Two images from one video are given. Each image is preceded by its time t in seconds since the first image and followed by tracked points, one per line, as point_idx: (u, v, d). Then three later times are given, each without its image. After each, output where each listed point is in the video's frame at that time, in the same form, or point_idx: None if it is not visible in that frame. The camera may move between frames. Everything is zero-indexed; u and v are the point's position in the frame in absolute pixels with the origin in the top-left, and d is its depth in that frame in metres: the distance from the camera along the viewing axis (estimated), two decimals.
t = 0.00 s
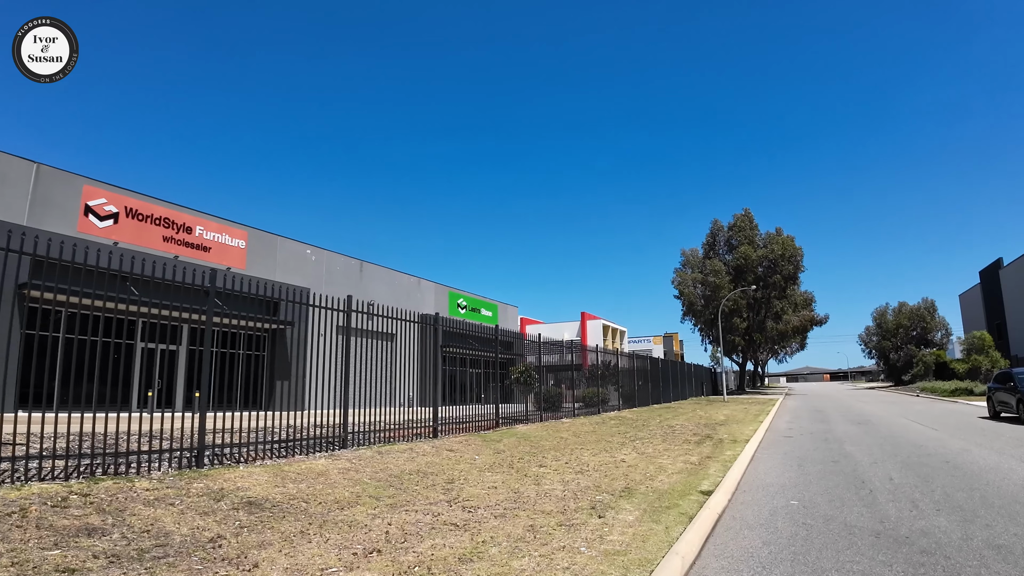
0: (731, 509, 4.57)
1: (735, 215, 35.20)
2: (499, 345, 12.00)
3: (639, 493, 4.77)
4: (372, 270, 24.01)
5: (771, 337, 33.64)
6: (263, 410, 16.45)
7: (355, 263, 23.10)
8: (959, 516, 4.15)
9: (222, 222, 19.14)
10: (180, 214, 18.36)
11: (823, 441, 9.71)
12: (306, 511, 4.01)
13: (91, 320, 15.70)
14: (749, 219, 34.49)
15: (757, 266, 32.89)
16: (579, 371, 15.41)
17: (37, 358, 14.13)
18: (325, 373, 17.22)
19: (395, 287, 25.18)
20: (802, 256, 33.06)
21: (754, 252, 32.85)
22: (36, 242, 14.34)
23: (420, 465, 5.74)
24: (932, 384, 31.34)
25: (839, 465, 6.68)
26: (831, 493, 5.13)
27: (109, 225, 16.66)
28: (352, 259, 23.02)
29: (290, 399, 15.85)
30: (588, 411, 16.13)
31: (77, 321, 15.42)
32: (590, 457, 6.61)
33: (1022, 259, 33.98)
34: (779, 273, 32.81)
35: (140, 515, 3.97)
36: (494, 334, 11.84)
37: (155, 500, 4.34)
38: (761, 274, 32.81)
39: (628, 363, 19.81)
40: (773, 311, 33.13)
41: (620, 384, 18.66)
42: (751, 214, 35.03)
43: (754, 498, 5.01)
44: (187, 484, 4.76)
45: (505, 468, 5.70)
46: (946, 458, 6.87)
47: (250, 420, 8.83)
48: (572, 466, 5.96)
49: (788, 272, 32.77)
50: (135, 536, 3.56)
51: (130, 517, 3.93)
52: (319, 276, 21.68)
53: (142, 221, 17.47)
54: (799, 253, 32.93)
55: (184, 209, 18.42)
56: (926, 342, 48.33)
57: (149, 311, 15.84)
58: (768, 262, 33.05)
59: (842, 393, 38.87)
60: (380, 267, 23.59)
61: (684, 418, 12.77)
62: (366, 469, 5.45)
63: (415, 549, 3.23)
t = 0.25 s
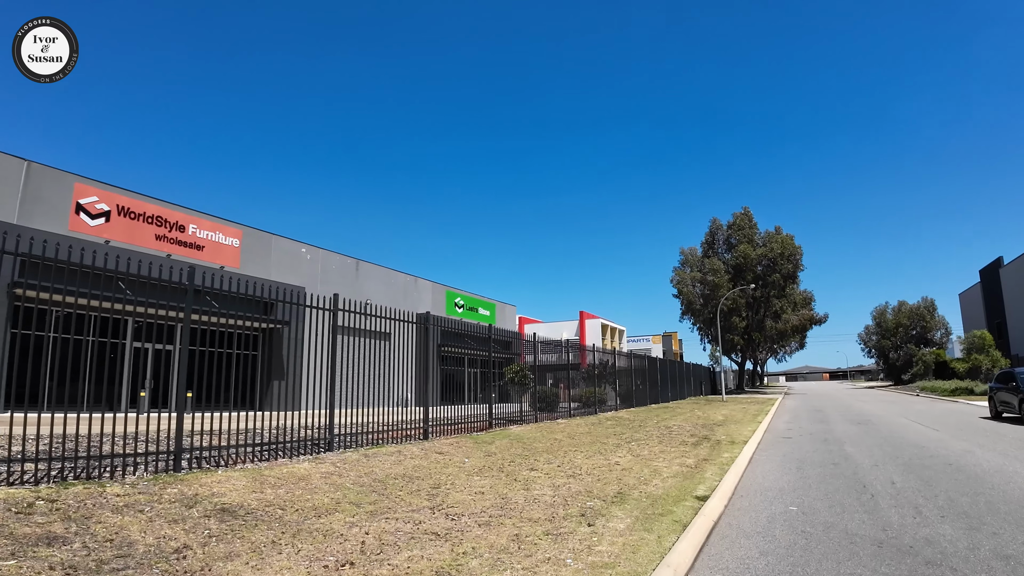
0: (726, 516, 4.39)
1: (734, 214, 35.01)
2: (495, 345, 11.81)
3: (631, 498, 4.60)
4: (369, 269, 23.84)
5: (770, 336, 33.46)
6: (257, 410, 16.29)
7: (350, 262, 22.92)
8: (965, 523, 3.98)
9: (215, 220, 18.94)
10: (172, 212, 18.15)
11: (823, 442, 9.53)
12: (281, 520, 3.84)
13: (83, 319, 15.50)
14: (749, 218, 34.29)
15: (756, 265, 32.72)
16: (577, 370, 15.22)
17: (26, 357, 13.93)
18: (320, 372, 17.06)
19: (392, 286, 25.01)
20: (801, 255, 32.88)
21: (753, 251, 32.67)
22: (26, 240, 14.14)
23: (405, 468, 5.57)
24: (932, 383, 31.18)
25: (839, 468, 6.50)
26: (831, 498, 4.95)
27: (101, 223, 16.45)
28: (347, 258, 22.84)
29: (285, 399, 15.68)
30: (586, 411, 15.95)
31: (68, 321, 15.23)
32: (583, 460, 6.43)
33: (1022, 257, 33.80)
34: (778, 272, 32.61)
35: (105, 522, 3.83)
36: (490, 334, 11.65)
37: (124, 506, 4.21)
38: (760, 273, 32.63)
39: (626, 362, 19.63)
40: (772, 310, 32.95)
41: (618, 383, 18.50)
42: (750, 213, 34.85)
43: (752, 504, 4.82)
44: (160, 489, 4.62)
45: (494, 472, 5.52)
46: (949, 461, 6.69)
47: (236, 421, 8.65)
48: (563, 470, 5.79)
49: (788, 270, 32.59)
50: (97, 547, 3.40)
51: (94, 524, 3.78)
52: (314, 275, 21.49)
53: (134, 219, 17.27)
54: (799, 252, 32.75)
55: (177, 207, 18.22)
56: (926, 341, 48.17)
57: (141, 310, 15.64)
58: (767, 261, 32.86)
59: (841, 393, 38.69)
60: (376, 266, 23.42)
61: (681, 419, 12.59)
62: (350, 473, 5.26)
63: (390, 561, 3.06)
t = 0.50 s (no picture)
0: (720, 519, 4.23)
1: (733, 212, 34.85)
2: (490, 344, 11.64)
3: (621, 501, 4.44)
4: (364, 268, 23.68)
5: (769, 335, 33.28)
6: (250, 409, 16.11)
7: (345, 260, 22.76)
8: (967, 527, 3.82)
9: (208, 218, 18.77)
10: (165, 210, 17.96)
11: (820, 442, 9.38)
12: (254, 522, 3.69)
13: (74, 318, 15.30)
14: (747, 216, 34.15)
15: (754, 263, 32.57)
16: (574, 369, 15.06)
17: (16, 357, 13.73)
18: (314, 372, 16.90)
19: (387, 285, 24.84)
20: (799, 254, 32.72)
21: (751, 249, 32.52)
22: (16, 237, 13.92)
23: (390, 470, 5.41)
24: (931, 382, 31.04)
25: (837, 469, 6.34)
26: (828, 500, 4.80)
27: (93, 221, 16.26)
28: (342, 256, 22.68)
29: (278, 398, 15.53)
30: (583, 410, 15.78)
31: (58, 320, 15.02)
32: (575, 461, 6.27)
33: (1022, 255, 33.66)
34: (777, 271, 32.45)
35: (71, 524, 3.68)
36: (485, 332, 11.49)
37: (93, 508, 4.05)
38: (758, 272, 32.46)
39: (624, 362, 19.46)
40: (771, 309, 32.77)
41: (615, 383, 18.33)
42: (748, 211, 34.69)
43: (747, 506, 4.66)
44: (133, 490, 4.47)
45: (482, 473, 5.35)
46: (949, 462, 6.53)
47: (221, 421, 8.46)
48: (553, 471, 5.63)
49: (786, 269, 32.41)
50: (58, 549, 3.24)
51: (59, 527, 3.61)
52: (309, 274, 21.33)
53: (126, 217, 17.08)
54: (797, 251, 32.58)
55: (170, 205, 18.04)
56: (925, 340, 48.04)
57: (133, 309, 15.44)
58: (766, 260, 32.69)
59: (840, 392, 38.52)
60: (371, 264, 23.26)
61: (678, 418, 12.43)
62: (333, 474, 5.10)
63: (362, 567, 2.91)
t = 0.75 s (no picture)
0: (711, 525, 4.06)
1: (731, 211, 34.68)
2: (485, 343, 11.46)
3: (609, 505, 4.28)
4: (359, 266, 23.51)
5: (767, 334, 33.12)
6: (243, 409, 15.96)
7: (340, 259, 22.59)
8: (968, 534, 3.66)
9: (201, 216, 18.59)
10: (157, 208, 17.77)
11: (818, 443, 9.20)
12: (222, 529, 3.52)
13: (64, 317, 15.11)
14: (746, 215, 33.98)
15: (753, 262, 32.41)
16: (571, 368, 14.88)
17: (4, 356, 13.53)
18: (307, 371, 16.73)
19: (383, 284, 24.67)
20: (798, 252, 32.55)
21: (750, 248, 32.36)
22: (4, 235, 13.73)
23: (373, 472, 5.24)
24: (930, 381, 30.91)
25: (835, 471, 6.18)
26: (824, 505, 4.63)
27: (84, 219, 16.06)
28: (337, 255, 22.50)
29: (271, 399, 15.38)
30: (578, 410, 15.59)
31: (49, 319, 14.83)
32: (566, 463, 6.10)
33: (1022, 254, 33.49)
34: (775, 270, 32.28)
35: (31, 530, 3.51)
36: (479, 331, 11.32)
37: (58, 512, 3.88)
38: (757, 270, 32.29)
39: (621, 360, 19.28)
40: (769, 308, 32.60)
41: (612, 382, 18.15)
42: (747, 210, 34.53)
43: (741, 511, 4.49)
44: (102, 494, 4.31)
45: (467, 476, 5.18)
46: (949, 463, 6.36)
47: (206, 421, 8.26)
48: (542, 473, 5.46)
49: (785, 268, 32.24)
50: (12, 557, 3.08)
51: (18, 532, 3.45)
52: (303, 272, 21.15)
53: (118, 215, 16.88)
54: (796, 249, 32.41)
55: (162, 203, 17.84)
56: (924, 339, 47.91)
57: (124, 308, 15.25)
58: (764, 259, 32.52)
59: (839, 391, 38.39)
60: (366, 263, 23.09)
61: (674, 418, 12.27)
62: (313, 477, 4.93)
63: None
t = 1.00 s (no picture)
0: (707, 530, 3.91)
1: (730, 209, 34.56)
2: (482, 342, 11.29)
3: (601, 510, 4.14)
4: (356, 265, 23.36)
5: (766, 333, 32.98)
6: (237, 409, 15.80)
7: (337, 257, 22.45)
8: (973, 539, 3.53)
9: (196, 214, 18.44)
10: (151, 206, 17.60)
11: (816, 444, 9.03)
12: (196, 535, 3.38)
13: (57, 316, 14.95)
14: (745, 214, 33.86)
15: (752, 261, 32.30)
16: (569, 368, 14.73)
17: None
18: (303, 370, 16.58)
19: (380, 283, 24.52)
20: (797, 251, 32.42)
21: (749, 247, 32.24)
22: None
23: (360, 475, 5.09)
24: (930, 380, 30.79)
25: (834, 472, 6.04)
26: (823, 508, 4.49)
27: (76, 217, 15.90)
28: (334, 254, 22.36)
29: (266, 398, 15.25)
30: (575, 410, 15.44)
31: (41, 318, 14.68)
32: (558, 465, 5.96)
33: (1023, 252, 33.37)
34: (774, 269, 32.14)
35: None
36: (476, 331, 11.17)
37: (29, 516, 3.74)
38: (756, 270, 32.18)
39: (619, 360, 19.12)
40: (768, 307, 32.46)
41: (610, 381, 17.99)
42: (746, 209, 34.40)
43: (737, 516, 4.34)
44: (77, 497, 4.17)
45: (456, 479, 5.04)
46: (951, 465, 6.23)
47: (195, 421, 8.10)
48: (533, 476, 5.32)
49: (784, 267, 32.10)
50: None
51: None
52: (299, 271, 21.00)
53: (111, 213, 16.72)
54: (796, 248, 32.28)
55: (156, 202, 17.68)
56: (924, 338, 47.80)
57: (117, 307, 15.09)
58: (764, 258, 32.39)
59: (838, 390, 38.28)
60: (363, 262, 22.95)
61: (672, 419, 12.13)
62: (296, 480, 4.79)
63: None
